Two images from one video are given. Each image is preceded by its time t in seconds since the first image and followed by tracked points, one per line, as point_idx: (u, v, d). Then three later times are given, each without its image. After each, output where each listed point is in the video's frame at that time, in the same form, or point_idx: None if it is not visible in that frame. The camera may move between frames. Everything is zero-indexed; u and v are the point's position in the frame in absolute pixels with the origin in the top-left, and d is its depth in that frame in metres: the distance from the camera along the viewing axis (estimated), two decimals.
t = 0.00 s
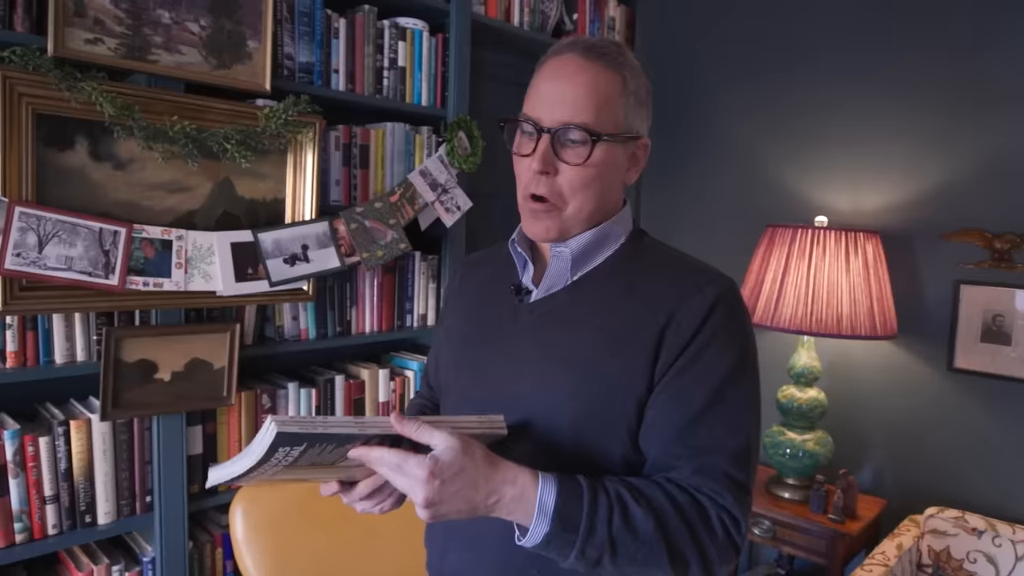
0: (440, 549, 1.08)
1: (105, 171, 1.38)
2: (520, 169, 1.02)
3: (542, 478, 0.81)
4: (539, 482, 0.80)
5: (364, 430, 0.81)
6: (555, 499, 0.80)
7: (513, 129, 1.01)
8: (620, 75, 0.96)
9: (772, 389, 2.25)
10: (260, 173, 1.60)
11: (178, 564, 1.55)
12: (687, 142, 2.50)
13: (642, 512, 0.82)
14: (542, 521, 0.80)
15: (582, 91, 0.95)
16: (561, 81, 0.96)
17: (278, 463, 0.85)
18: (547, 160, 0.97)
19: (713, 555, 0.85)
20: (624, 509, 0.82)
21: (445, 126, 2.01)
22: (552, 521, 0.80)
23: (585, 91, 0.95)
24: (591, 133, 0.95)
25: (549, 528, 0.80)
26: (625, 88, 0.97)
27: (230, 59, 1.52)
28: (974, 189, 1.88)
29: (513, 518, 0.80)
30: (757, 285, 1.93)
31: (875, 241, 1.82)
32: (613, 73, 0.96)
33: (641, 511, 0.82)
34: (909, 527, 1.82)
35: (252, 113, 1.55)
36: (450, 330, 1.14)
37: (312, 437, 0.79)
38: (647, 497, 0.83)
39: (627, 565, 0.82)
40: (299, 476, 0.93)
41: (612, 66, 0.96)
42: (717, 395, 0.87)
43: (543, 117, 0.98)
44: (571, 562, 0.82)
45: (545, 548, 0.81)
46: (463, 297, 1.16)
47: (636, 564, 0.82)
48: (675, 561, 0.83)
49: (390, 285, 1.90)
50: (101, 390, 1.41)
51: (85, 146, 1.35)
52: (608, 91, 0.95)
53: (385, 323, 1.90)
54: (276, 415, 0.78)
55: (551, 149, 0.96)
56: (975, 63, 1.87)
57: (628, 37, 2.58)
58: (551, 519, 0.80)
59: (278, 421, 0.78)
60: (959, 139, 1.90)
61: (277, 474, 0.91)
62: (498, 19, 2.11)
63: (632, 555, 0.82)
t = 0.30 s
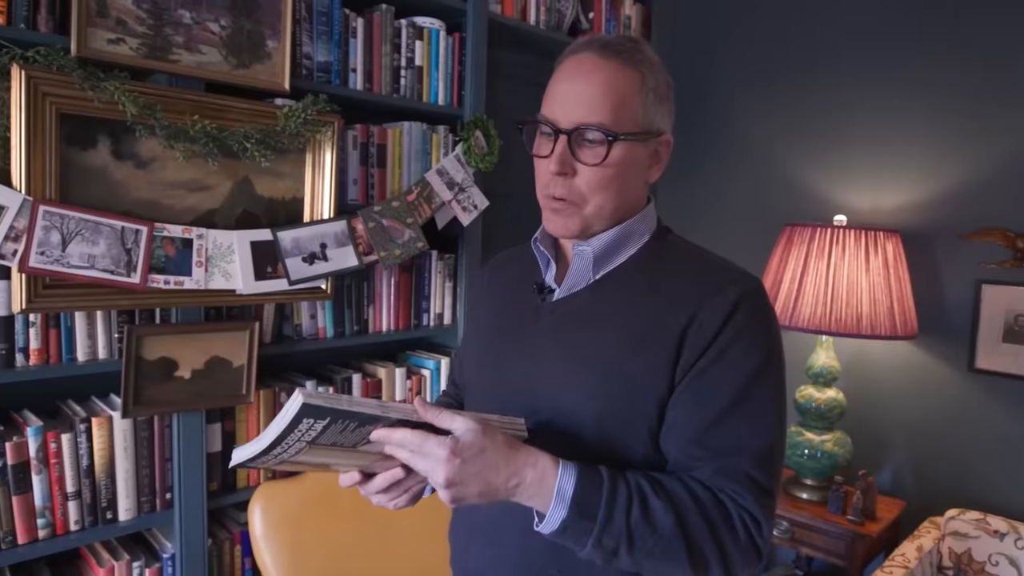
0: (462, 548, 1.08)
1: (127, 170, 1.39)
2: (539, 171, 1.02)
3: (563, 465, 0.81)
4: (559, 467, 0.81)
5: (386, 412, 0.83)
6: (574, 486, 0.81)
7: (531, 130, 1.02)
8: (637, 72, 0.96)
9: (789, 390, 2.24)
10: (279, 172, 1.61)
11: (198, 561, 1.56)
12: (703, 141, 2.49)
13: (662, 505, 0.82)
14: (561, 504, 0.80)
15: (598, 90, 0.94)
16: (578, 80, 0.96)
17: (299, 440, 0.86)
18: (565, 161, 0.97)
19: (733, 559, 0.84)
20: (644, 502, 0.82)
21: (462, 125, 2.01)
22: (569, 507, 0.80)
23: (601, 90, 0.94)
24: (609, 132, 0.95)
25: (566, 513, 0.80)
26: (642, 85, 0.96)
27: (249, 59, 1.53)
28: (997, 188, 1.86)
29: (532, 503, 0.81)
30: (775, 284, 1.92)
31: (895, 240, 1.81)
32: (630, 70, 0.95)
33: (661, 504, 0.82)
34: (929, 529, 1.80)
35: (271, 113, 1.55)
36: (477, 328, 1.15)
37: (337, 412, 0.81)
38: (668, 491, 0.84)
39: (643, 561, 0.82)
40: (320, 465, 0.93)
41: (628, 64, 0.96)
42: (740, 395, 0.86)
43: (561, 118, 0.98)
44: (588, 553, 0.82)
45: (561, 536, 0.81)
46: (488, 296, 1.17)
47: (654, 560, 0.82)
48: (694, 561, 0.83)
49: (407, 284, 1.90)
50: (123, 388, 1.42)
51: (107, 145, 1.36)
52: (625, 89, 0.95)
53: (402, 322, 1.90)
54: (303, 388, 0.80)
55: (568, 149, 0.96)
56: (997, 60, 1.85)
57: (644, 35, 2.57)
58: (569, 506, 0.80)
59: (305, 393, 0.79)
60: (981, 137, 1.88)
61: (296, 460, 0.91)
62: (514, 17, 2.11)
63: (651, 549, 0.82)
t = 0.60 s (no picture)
0: (474, 544, 1.09)
1: (142, 168, 1.41)
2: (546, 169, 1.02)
3: (564, 453, 0.82)
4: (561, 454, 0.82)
5: (388, 402, 0.87)
6: (574, 475, 0.81)
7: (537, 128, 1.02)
8: (642, 66, 0.96)
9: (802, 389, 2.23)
10: (292, 171, 1.62)
11: (211, 556, 1.56)
12: (716, 139, 2.48)
13: (662, 501, 0.82)
14: (562, 491, 0.80)
15: (603, 85, 0.94)
16: (581, 77, 0.96)
17: (302, 423, 0.87)
18: (569, 157, 0.97)
19: (734, 561, 0.84)
20: (644, 496, 0.82)
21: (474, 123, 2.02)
22: (568, 496, 0.80)
23: (606, 85, 0.94)
24: (613, 127, 0.95)
25: (565, 502, 0.80)
26: (648, 79, 0.96)
27: (263, 57, 1.54)
28: (1013, 186, 1.84)
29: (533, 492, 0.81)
30: (789, 282, 1.91)
31: (910, 237, 1.79)
32: (635, 65, 0.95)
33: (661, 500, 0.82)
34: (944, 530, 1.78)
35: (284, 111, 1.56)
36: (493, 326, 1.16)
37: (339, 397, 0.84)
38: (670, 488, 0.83)
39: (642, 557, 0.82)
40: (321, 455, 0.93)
41: (632, 58, 0.95)
42: (746, 396, 0.85)
43: (565, 115, 0.98)
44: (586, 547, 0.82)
45: (559, 526, 0.81)
46: (504, 294, 1.18)
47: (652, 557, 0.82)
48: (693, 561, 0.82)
49: (419, 282, 1.90)
50: (137, 384, 1.43)
51: (123, 143, 1.38)
52: (630, 83, 0.95)
53: (414, 320, 1.90)
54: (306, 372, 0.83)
55: (573, 144, 0.96)
56: (1015, 56, 1.83)
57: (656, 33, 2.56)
58: (568, 494, 0.80)
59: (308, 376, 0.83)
60: (997, 134, 1.86)
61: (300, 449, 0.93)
62: (526, 16, 2.11)
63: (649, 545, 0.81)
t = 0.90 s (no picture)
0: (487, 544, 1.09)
1: (156, 168, 1.42)
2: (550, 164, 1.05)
3: (569, 460, 0.82)
4: (567, 459, 0.82)
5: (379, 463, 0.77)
6: (580, 480, 0.81)
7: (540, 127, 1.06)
8: (635, 58, 0.96)
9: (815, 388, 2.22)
10: (305, 170, 1.63)
11: (224, 552, 1.58)
12: (728, 139, 2.47)
13: (670, 508, 0.81)
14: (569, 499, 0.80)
15: (592, 78, 0.96)
16: (571, 73, 0.98)
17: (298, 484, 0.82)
18: (561, 149, 0.99)
19: (745, 567, 0.82)
20: (651, 502, 0.82)
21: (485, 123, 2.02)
22: (575, 502, 0.80)
23: (591, 79, 0.96)
24: (601, 119, 0.96)
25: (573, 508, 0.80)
26: (640, 72, 0.96)
27: (276, 57, 1.55)
28: None
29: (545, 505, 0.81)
30: (801, 281, 1.90)
31: (923, 236, 1.78)
32: (627, 58, 0.96)
33: (669, 506, 0.81)
34: (958, 531, 1.77)
35: (297, 111, 1.57)
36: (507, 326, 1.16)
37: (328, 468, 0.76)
38: (678, 494, 0.83)
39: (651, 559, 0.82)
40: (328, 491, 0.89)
41: (619, 50, 0.96)
42: (759, 403, 0.84)
43: (558, 112, 1.00)
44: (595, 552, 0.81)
45: (568, 534, 0.81)
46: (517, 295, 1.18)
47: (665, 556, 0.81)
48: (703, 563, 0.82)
49: (430, 281, 1.91)
50: (152, 381, 1.44)
51: (138, 143, 1.39)
52: (620, 75, 0.96)
53: (425, 319, 1.91)
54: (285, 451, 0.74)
55: (565, 136, 0.98)
56: None
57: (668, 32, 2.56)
58: (574, 501, 0.80)
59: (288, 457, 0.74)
60: (1013, 132, 1.85)
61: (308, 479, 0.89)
62: (538, 15, 2.11)
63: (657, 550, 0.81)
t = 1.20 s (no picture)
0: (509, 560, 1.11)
1: (168, 169, 1.44)
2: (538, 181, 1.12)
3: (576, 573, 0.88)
4: None
5: None
6: None
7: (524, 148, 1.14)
8: (581, 68, 1.02)
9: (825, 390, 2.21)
10: (314, 171, 1.64)
11: (234, 549, 1.59)
12: (738, 140, 2.46)
13: None
14: None
15: (545, 95, 1.03)
16: (533, 95, 1.06)
17: None
18: (533, 166, 1.07)
19: None
20: None
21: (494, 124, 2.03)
22: None
23: (546, 97, 1.03)
24: (557, 131, 1.02)
25: None
26: (586, 77, 1.01)
27: (286, 59, 1.56)
28: None
29: None
30: (811, 283, 1.89)
31: (934, 237, 1.77)
32: (573, 69, 1.02)
33: None
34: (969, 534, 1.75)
35: (307, 112, 1.59)
36: (520, 342, 1.18)
37: None
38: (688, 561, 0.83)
39: None
40: None
41: (569, 66, 1.03)
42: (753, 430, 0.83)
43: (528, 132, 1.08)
44: None
45: None
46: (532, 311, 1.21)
47: None
48: None
49: (439, 281, 1.92)
50: (163, 380, 1.46)
51: (150, 145, 1.41)
52: (567, 86, 1.02)
53: (434, 319, 1.92)
54: None
55: (532, 154, 1.06)
56: None
57: (677, 33, 2.55)
58: None
59: None
60: None
61: None
62: (547, 16, 2.11)
63: None
